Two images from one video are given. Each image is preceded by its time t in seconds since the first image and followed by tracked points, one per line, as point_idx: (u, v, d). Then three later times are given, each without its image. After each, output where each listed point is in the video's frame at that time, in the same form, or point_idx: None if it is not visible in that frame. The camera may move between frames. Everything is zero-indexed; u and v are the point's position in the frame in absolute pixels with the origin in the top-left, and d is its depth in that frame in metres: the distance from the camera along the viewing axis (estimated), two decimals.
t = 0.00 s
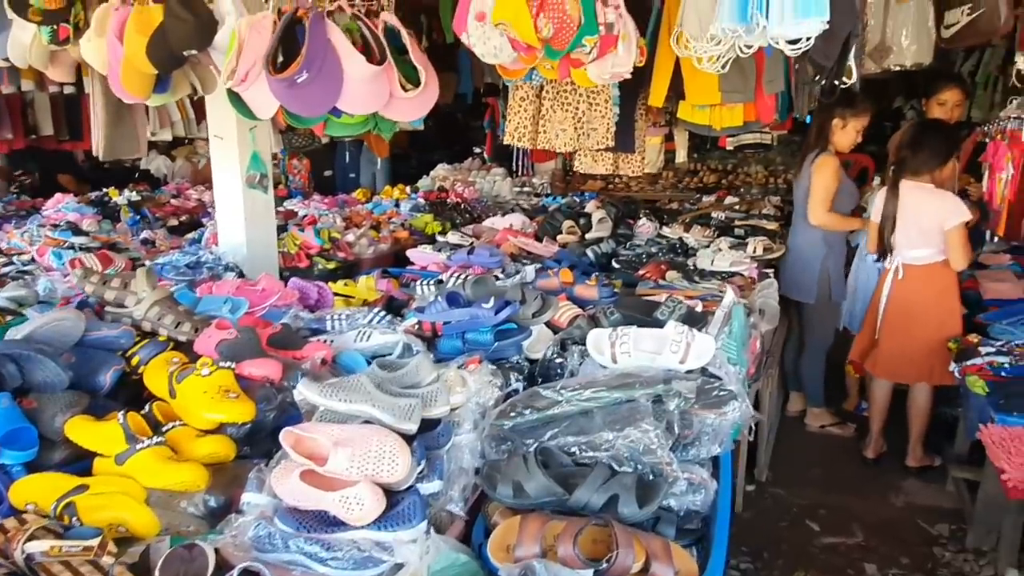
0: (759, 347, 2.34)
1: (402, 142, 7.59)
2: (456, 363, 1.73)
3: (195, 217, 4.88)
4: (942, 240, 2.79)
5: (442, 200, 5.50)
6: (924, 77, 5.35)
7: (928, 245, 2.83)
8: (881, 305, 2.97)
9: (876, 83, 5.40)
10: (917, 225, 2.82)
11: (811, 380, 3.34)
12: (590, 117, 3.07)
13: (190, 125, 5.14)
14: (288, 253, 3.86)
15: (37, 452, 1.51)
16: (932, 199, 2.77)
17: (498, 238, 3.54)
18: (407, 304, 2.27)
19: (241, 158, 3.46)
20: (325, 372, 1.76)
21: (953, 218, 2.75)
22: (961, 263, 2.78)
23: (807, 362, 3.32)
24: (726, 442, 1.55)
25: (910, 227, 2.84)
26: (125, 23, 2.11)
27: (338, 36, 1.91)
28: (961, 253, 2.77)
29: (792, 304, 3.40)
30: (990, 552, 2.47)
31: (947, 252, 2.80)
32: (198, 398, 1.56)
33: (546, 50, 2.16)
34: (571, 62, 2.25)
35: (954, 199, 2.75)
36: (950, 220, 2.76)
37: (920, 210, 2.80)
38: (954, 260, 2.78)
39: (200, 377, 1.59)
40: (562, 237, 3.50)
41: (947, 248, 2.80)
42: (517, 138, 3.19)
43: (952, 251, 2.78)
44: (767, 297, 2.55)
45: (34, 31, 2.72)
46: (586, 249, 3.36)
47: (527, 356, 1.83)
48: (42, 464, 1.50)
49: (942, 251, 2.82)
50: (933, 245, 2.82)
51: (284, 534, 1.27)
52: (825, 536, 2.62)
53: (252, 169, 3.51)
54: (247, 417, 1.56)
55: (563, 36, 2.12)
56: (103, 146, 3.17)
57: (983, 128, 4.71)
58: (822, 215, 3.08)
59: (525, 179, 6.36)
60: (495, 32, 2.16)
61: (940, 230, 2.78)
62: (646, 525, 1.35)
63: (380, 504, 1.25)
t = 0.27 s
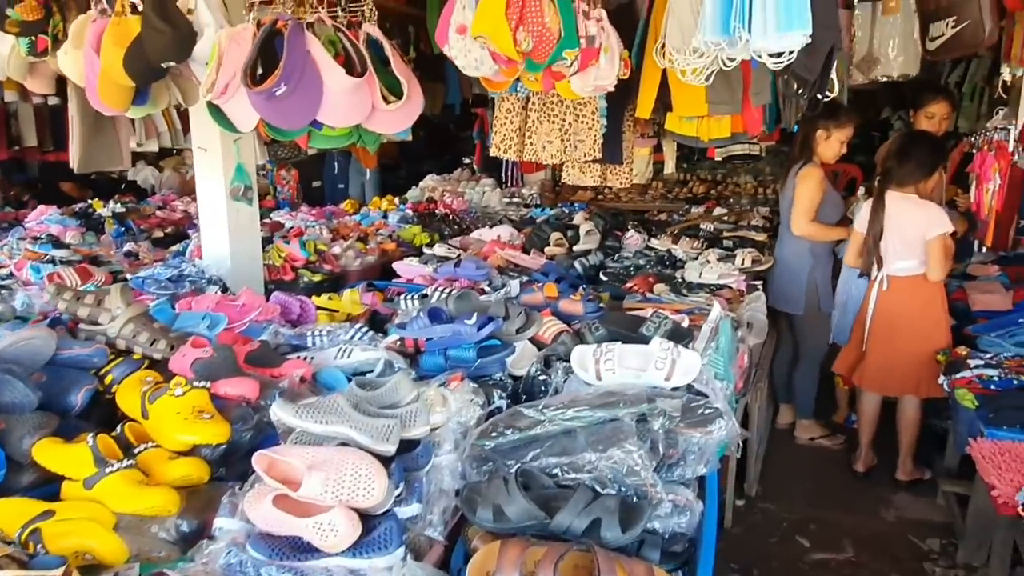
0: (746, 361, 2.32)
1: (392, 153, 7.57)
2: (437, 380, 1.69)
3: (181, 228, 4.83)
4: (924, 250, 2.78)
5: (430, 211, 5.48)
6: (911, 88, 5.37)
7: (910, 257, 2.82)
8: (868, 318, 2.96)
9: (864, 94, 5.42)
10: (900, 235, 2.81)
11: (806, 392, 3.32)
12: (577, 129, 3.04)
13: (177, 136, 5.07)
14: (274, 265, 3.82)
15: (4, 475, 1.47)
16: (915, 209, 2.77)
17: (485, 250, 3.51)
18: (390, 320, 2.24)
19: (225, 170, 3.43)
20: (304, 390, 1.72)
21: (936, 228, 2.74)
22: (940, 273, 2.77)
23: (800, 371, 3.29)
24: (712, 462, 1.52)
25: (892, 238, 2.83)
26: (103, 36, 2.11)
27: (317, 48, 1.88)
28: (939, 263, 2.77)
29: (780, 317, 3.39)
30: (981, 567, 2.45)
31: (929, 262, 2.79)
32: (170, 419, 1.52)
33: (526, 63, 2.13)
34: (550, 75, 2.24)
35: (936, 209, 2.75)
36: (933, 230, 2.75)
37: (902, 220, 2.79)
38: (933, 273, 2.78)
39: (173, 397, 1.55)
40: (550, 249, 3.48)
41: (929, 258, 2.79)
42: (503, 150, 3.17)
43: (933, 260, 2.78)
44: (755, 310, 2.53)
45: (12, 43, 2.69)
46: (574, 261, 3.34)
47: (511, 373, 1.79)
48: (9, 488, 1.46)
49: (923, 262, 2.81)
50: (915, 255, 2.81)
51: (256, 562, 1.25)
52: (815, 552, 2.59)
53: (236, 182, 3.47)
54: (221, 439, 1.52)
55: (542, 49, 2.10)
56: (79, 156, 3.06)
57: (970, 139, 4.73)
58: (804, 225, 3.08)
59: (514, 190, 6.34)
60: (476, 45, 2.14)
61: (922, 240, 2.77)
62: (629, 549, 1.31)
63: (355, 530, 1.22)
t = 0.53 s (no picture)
0: (732, 372, 2.29)
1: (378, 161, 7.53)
2: (416, 395, 1.65)
3: (163, 238, 4.77)
4: (904, 259, 2.76)
5: (416, 219, 5.44)
6: (896, 97, 5.40)
7: (891, 265, 2.80)
8: (853, 327, 2.94)
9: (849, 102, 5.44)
10: (882, 244, 2.79)
11: (786, 400, 3.29)
12: (561, 137, 3.01)
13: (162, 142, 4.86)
14: (256, 275, 3.77)
15: None
16: (898, 218, 2.76)
17: (470, 259, 3.47)
18: (371, 332, 2.20)
19: (206, 178, 3.37)
20: (280, 406, 1.68)
21: (918, 237, 2.72)
22: (914, 281, 2.75)
23: (785, 379, 3.27)
24: (696, 478, 1.49)
25: (875, 246, 2.81)
26: (74, 42, 2.07)
27: (293, 56, 1.86)
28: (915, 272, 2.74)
29: (767, 326, 3.36)
30: None
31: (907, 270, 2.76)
32: (138, 437, 1.48)
33: (504, 72, 2.12)
34: (529, 83, 2.24)
35: (918, 218, 2.73)
36: (915, 239, 2.73)
37: (885, 229, 2.78)
38: (909, 281, 2.76)
39: (141, 414, 1.51)
40: (535, 258, 3.45)
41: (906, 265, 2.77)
42: (487, 159, 3.14)
43: (910, 267, 2.76)
44: (741, 321, 2.51)
45: None
46: (559, 270, 3.31)
47: (492, 387, 1.76)
48: None
49: (901, 270, 2.79)
50: (897, 263, 2.79)
51: None
52: (803, 564, 2.56)
53: (217, 191, 3.42)
54: (191, 457, 1.48)
55: (519, 57, 2.09)
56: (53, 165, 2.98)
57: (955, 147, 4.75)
58: (790, 234, 3.06)
59: (501, 198, 6.32)
60: (453, 53, 2.14)
61: (903, 248, 2.75)
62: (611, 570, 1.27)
63: (326, 553, 1.18)
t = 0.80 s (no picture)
0: (715, 382, 2.27)
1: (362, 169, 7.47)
2: (392, 411, 1.60)
3: (142, 247, 4.70)
4: (886, 266, 2.75)
5: (399, 227, 5.39)
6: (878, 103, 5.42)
7: (872, 272, 2.78)
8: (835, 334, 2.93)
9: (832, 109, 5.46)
10: (864, 251, 2.78)
11: (761, 407, 3.29)
12: (543, 144, 2.98)
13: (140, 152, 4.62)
14: (234, 285, 3.71)
15: None
16: (880, 225, 2.74)
17: (451, 268, 3.44)
18: (347, 344, 2.15)
19: (181, 187, 3.30)
20: (251, 423, 1.63)
21: (900, 243, 2.71)
22: (898, 290, 2.73)
23: (766, 388, 3.26)
24: (677, 494, 1.46)
25: (858, 254, 2.79)
26: (39, 49, 2.05)
27: (264, 62, 1.82)
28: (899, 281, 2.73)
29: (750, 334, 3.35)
30: None
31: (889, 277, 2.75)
32: (101, 458, 1.42)
33: (479, 78, 2.12)
34: (504, 90, 2.22)
35: (900, 224, 2.72)
36: (897, 246, 2.72)
37: (867, 235, 2.76)
38: (893, 289, 2.75)
39: (104, 434, 1.45)
40: (517, 266, 3.41)
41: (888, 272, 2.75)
42: (468, 167, 3.10)
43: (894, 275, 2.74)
44: (724, 330, 2.48)
45: None
46: (542, 279, 3.27)
47: (470, 402, 1.71)
48: None
49: (884, 278, 2.77)
50: (878, 270, 2.78)
51: None
52: None
53: (193, 200, 3.35)
54: (156, 478, 1.42)
55: (493, 63, 2.07)
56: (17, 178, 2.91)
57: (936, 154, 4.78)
58: (773, 245, 3.04)
59: (485, 205, 6.28)
60: (427, 59, 2.10)
61: (885, 255, 2.74)
62: None
63: None
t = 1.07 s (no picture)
0: (699, 391, 2.24)
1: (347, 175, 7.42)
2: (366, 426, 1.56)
3: (121, 255, 4.63)
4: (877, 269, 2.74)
5: (383, 234, 5.35)
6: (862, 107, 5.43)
7: (858, 276, 2.76)
8: (820, 341, 2.90)
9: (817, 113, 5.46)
10: (849, 255, 2.76)
11: (746, 413, 3.26)
12: (524, 150, 2.95)
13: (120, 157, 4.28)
14: (213, 294, 3.65)
15: None
16: (865, 229, 2.72)
17: (434, 276, 3.40)
18: (323, 355, 2.11)
19: (158, 195, 3.25)
20: (220, 438, 1.59)
21: (888, 246, 2.70)
22: (898, 292, 2.74)
23: (750, 394, 3.24)
24: (657, 508, 1.42)
25: (845, 259, 2.77)
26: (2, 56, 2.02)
27: (233, 68, 1.79)
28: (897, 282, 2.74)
29: (734, 340, 3.33)
30: None
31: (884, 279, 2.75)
32: (60, 478, 1.36)
33: (452, 82, 2.09)
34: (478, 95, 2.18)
35: (885, 227, 2.71)
36: (885, 248, 2.71)
37: (853, 240, 2.73)
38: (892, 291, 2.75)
39: (64, 453, 1.40)
40: (501, 273, 3.38)
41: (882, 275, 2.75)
42: (449, 173, 3.06)
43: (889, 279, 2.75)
44: (708, 337, 2.45)
45: None
46: (526, 285, 3.24)
47: (446, 414, 1.67)
48: None
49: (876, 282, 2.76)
50: (865, 274, 2.76)
51: None
52: None
53: (170, 208, 3.29)
54: (119, 497, 1.37)
55: (465, 67, 2.05)
56: None
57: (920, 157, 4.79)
58: (755, 252, 3.00)
59: (471, 211, 6.25)
60: (400, 64, 2.09)
61: (875, 258, 2.73)
62: None
63: None
